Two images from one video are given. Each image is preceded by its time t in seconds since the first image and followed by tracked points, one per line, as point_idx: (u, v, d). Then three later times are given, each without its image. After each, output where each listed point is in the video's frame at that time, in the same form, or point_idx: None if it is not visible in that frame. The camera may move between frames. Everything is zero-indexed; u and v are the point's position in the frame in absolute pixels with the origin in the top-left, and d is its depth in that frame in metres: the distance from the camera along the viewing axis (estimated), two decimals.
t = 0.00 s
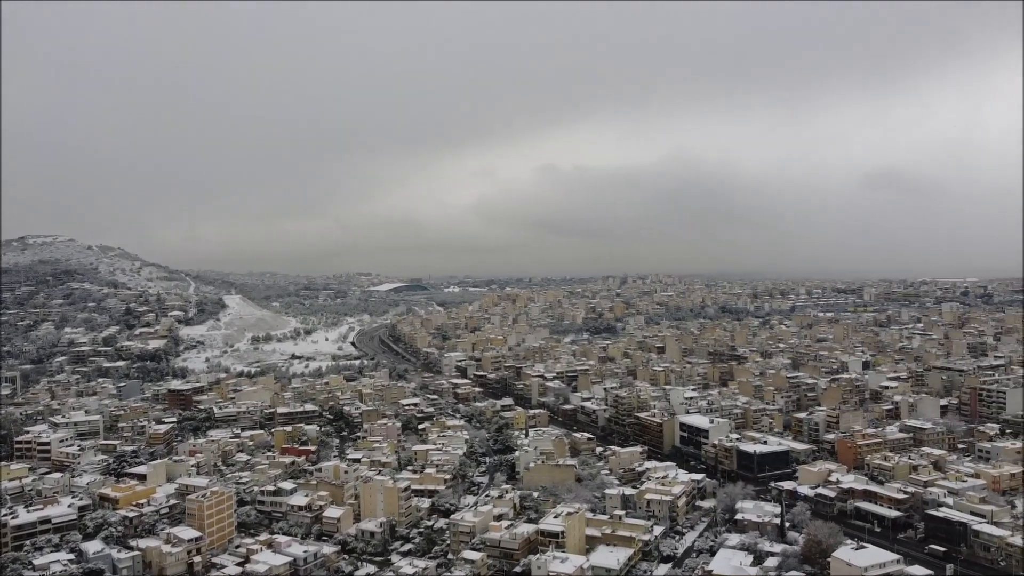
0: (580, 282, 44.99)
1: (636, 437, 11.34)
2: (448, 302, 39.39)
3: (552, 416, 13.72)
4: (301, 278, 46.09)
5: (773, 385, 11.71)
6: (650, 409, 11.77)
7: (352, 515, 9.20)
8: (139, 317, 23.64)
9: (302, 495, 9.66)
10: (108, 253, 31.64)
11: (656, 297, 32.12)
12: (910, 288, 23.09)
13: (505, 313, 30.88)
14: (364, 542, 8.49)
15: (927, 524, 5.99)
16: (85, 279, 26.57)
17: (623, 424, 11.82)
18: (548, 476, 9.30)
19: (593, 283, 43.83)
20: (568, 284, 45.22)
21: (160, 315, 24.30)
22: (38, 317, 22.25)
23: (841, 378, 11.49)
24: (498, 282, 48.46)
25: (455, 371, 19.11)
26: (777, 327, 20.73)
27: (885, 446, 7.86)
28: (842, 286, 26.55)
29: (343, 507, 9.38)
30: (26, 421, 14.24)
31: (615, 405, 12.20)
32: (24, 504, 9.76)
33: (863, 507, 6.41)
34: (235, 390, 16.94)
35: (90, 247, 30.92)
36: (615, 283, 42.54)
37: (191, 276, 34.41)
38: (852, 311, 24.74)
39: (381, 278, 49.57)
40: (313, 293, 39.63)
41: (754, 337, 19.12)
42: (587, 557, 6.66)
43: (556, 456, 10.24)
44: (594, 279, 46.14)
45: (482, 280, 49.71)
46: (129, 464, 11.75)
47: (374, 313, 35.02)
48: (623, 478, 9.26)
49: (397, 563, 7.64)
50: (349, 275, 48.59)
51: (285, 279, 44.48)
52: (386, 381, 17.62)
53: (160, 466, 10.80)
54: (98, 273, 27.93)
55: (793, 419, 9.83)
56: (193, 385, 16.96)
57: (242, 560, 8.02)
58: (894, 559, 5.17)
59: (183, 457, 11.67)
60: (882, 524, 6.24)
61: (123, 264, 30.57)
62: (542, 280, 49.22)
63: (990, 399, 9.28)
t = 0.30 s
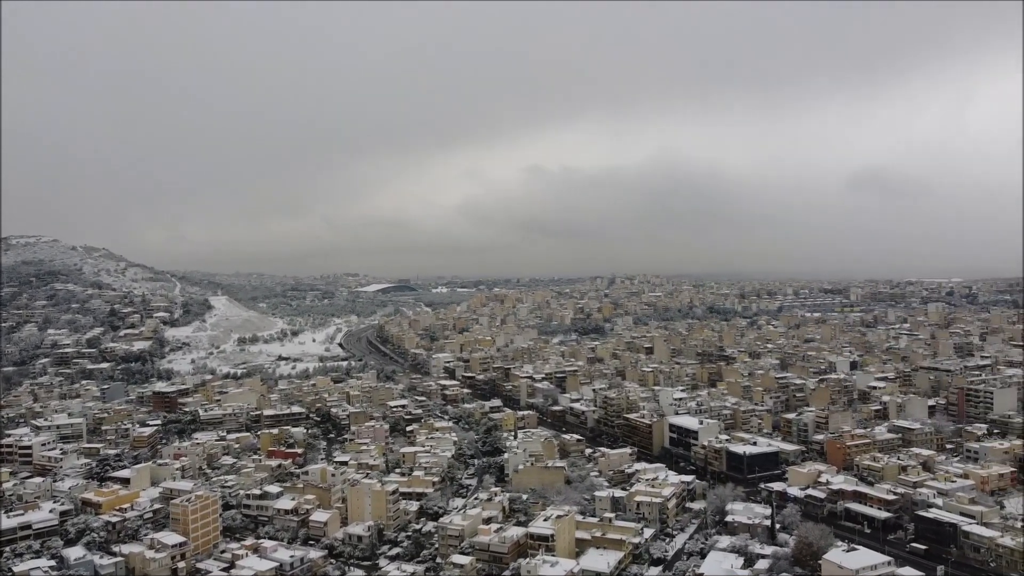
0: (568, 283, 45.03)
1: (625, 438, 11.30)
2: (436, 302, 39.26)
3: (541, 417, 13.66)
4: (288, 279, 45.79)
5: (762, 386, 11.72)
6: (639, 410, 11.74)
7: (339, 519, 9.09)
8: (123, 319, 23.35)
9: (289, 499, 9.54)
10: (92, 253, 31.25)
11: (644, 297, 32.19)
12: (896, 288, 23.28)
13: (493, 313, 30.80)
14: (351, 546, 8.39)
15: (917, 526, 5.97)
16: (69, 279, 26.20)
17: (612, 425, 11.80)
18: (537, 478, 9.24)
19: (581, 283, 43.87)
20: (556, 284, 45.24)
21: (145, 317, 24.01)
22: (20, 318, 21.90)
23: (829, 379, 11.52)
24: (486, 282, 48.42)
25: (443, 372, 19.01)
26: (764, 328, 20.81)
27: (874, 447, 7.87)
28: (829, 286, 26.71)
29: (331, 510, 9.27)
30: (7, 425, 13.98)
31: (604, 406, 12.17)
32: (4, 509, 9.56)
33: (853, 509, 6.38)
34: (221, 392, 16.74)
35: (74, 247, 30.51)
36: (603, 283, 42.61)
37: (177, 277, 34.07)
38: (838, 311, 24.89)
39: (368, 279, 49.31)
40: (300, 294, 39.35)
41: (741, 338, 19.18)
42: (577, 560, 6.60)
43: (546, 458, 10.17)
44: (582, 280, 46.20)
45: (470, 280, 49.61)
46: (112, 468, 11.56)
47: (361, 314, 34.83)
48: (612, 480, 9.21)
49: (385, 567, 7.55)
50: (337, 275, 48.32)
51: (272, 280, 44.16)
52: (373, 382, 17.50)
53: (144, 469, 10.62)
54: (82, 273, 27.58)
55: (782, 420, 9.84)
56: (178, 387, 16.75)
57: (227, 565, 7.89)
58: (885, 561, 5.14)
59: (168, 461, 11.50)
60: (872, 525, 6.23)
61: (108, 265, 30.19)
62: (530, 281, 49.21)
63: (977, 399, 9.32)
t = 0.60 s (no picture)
0: (556, 284, 44.99)
1: (614, 439, 11.27)
2: (424, 304, 39.10)
3: (530, 419, 13.60)
4: (275, 280, 45.46)
5: (750, 387, 11.72)
6: (628, 412, 11.71)
7: (326, 523, 8.97)
8: (107, 320, 23.03)
9: (275, 503, 9.41)
10: (76, 253, 30.83)
11: (633, 298, 32.22)
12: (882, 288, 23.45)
13: (481, 314, 30.68)
14: (338, 550, 8.28)
15: (907, 527, 5.96)
16: (52, 280, 25.83)
17: (601, 426, 11.76)
18: (526, 480, 9.18)
19: (570, 284, 43.87)
20: (544, 285, 45.20)
21: (129, 318, 23.70)
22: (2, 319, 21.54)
23: (817, 380, 11.54)
24: (474, 283, 48.34)
25: (431, 373, 18.90)
26: (752, 328, 20.87)
27: (863, 447, 7.87)
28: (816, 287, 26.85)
29: (317, 514, 9.15)
30: None
31: (594, 408, 12.12)
32: None
33: (843, 510, 6.36)
34: (206, 394, 16.54)
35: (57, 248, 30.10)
36: (591, 284, 42.64)
37: (162, 278, 33.70)
38: (825, 311, 25.01)
39: (356, 279, 49.01)
40: (287, 295, 39.06)
41: (730, 338, 19.22)
42: (567, 564, 6.53)
43: (535, 460, 10.11)
44: (570, 280, 46.21)
45: (458, 281, 49.47)
46: (95, 472, 11.37)
47: (349, 315, 34.63)
48: (602, 482, 9.16)
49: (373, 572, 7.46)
50: (324, 277, 48.01)
51: (259, 281, 43.80)
52: (361, 384, 17.36)
53: (127, 474, 10.45)
54: (66, 274, 27.21)
55: (771, 421, 9.84)
56: (163, 390, 16.52)
57: (211, 572, 7.75)
58: (876, 563, 5.12)
59: (152, 465, 11.32)
60: (862, 527, 6.20)
61: (92, 266, 29.80)
62: (518, 282, 49.16)
63: (965, 400, 9.36)
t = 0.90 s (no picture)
0: (544, 284, 44.96)
1: (603, 440, 11.23)
2: (412, 305, 38.95)
3: (519, 420, 13.54)
4: (262, 280, 45.14)
5: (739, 388, 11.72)
6: (617, 413, 11.67)
7: (313, 527, 8.86)
8: (91, 321, 22.72)
9: (261, 507, 9.28)
10: (59, 254, 30.41)
11: (621, 299, 32.26)
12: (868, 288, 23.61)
13: (470, 315, 30.58)
14: (325, 555, 8.17)
15: (897, 528, 5.95)
16: (35, 281, 25.46)
17: (590, 428, 11.72)
18: (515, 482, 9.12)
19: (558, 284, 43.86)
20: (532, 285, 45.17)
21: (114, 319, 23.39)
22: None
23: (805, 380, 11.57)
24: (462, 283, 48.24)
25: (420, 374, 18.79)
26: (740, 329, 20.93)
27: (852, 448, 7.87)
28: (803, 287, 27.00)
29: (304, 519, 9.03)
30: None
31: (582, 409, 12.08)
32: None
33: (833, 512, 6.34)
34: (192, 396, 16.34)
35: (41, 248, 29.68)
36: (579, 284, 42.65)
37: (147, 279, 33.32)
38: (812, 311, 25.15)
39: (343, 280, 48.72)
40: (273, 296, 38.78)
41: (718, 339, 19.26)
42: (556, 568, 6.47)
43: (524, 462, 10.04)
44: (558, 280, 46.23)
45: (446, 282, 49.35)
46: (77, 477, 11.17)
47: (336, 316, 34.42)
48: (591, 484, 9.11)
49: None
50: (311, 278, 47.68)
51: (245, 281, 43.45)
52: (348, 386, 17.22)
53: (110, 478, 10.27)
54: (49, 275, 26.82)
55: (761, 422, 9.84)
56: (148, 392, 16.30)
57: None
58: (867, 565, 5.10)
59: (135, 469, 11.14)
60: (852, 528, 6.19)
61: (76, 267, 29.41)
62: (506, 282, 49.09)
63: (952, 400, 9.40)
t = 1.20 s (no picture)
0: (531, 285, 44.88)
1: (592, 442, 11.19)
2: (399, 305, 38.79)
3: (507, 422, 13.46)
4: (248, 280, 44.76)
5: (728, 389, 11.72)
6: (606, 414, 11.64)
7: (299, 532, 8.74)
8: (74, 322, 22.39)
9: (246, 511, 9.15)
10: (42, 254, 29.96)
11: (609, 299, 32.28)
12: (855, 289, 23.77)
13: (458, 316, 30.46)
14: (312, 560, 8.06)
15: (886, 529, 5.93)
16: (17, 282, 25.07)
17: (579, 429, 11.67)
18: (503, 485, 9.05)
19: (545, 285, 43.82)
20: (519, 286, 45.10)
21: (97, 320, 23.07)
22: None
23: (794, 380, 11.58)
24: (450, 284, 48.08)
25: (407, 376, 18.67)
26: (728, 329, 21.00)
27: (841, 449, 7.87)
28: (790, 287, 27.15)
29: (290, 523, 8.92)
30: None
31: (571, 410, 12.03)
32: None
33: (823, 513, 6.32)
34: (177, 398, 16.14)
35: (23, 249, 29.25)
36: (567, 284, 42.65)
37: (132, 279, 32.93)
38: (799, 311, 25.28)
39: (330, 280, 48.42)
40: (260, 296, 38.45)
41: (705, 339, 19.29)
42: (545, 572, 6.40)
43: (513, 464, 9.98)
44: (545, 280, 46.22)
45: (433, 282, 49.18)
46: (59, 481, 10.98)
47: (323, 317, 34.19)
48: (581, 486, 9.07)
49: None
50: (298, 278, 47.34)
51: (231, 282, 43.08)
52: (335, 387, 17.07)
53: (92, 482, 10.10)
54: (31, 275, 26.43)
55: (749, 422, 9.83)
56: (132, 394, 16.07)
57: None
58: (858, 567, 5.08)
59: (118, 473, 10.96)
60: (842, 529, 6.17)
61: (59, 267, 29.00)
62: (494, 283, 49.03)
63: (939, 400, 9.44)
